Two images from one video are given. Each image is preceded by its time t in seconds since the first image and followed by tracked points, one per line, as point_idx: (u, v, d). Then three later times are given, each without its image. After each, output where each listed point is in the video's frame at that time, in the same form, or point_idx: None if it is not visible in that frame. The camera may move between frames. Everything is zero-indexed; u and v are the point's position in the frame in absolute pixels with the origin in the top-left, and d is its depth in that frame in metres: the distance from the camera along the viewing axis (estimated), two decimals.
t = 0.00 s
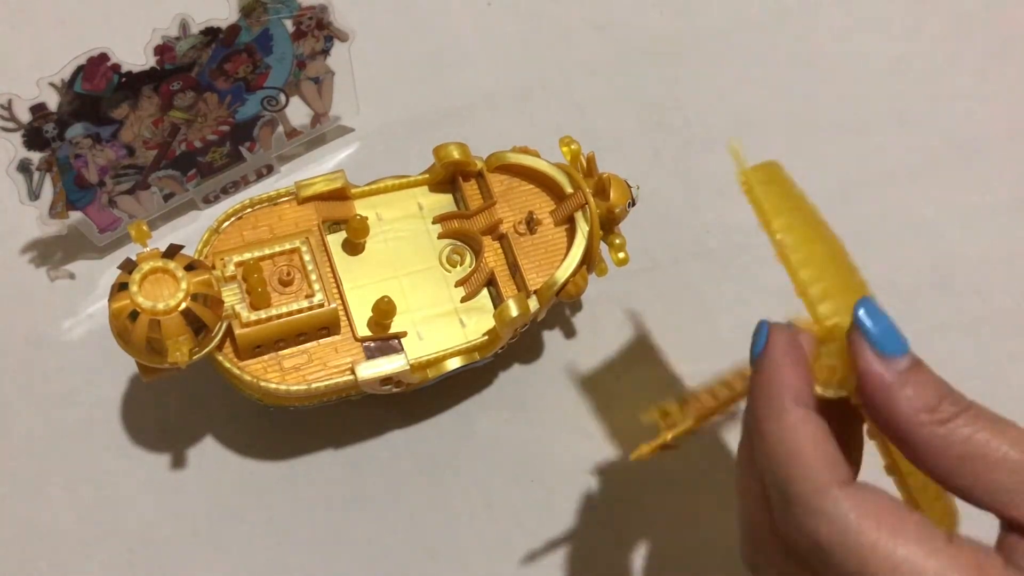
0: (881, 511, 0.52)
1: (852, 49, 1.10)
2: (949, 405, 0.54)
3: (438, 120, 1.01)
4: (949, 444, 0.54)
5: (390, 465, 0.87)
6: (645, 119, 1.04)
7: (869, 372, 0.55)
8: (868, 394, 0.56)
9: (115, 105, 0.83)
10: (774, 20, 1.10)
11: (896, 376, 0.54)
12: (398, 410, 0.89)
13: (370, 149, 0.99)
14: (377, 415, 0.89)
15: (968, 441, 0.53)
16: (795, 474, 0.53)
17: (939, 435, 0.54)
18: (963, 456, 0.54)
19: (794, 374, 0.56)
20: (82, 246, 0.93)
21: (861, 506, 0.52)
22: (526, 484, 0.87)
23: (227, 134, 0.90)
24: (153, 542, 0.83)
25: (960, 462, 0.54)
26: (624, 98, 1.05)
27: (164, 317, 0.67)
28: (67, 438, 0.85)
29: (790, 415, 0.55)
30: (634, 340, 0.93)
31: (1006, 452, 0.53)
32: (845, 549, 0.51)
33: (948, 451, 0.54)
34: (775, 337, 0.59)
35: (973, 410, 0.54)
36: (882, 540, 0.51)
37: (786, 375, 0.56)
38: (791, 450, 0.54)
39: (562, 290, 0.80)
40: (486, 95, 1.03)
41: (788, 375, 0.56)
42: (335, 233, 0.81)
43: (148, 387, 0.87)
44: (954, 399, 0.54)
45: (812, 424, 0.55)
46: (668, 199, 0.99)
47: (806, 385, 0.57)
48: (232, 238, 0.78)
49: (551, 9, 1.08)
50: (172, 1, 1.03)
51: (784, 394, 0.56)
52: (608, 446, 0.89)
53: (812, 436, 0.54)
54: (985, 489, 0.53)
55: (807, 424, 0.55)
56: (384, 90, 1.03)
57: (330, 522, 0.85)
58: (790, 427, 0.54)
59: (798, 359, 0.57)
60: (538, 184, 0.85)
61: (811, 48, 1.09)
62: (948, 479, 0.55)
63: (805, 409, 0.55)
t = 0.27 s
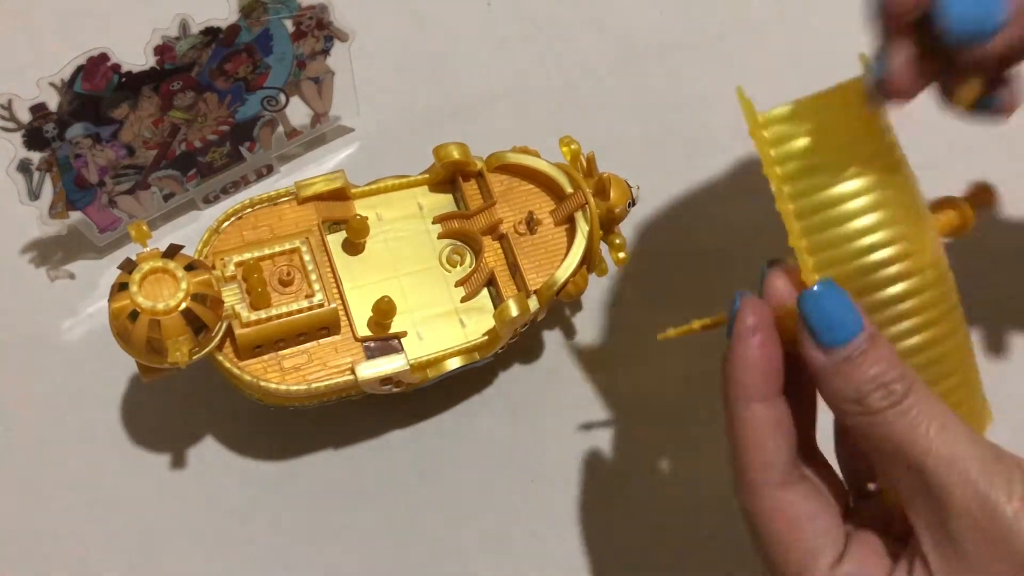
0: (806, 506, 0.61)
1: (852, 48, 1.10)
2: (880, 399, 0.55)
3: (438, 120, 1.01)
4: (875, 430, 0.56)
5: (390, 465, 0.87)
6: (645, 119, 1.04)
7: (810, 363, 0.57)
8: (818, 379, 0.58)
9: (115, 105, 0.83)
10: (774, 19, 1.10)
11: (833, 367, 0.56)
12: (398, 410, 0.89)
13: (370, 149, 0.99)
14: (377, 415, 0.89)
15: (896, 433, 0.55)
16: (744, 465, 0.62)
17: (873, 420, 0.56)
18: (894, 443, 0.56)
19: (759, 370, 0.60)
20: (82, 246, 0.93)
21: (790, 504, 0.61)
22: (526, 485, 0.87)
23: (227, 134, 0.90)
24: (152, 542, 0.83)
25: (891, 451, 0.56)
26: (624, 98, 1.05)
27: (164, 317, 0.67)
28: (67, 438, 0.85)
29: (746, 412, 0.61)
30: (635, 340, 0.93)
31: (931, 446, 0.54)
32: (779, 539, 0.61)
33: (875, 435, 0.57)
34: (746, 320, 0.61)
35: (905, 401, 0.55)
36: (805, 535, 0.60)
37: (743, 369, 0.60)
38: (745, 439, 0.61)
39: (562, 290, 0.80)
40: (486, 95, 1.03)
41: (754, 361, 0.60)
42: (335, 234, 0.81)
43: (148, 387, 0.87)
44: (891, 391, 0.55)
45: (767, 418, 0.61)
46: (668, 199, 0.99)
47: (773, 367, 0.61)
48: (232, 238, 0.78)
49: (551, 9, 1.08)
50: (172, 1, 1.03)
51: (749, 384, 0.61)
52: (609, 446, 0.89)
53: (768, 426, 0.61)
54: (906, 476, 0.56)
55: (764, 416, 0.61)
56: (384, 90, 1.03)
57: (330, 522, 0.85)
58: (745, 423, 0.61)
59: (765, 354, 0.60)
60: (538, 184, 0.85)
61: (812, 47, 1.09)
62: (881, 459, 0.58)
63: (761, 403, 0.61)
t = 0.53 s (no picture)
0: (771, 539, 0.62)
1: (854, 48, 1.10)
2: (849, 421, 0.56)
3: (439, 119, 1.01)
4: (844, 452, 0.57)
5: (390, 465, 0.87)
6: (646, 118, 1.04)
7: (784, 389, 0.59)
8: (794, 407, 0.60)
9: (115, 105, 0.83)
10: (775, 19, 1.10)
11: (804, 393, 0.58)
12: (398, 410, 0.89)
13: (370, 149, 0.99)
14: (377, 415, 0.88)
15: (865, 454, 0.55)
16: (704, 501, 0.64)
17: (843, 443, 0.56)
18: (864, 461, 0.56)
19: (704, 410, 0.65)
20: (82, 247, 0.93)
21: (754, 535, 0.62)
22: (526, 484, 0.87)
23: (227, 134, 0.90)
24: (152, 543, 0.82)
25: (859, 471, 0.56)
26: (625, 98, 1.05)
27: (164, 317, 0.67)
28: (67, 438, 0.85)
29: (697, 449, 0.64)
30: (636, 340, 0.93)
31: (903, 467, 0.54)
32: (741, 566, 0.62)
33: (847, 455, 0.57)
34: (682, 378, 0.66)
35: (877, 421, 0.55)
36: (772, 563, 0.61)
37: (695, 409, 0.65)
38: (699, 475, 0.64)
39: (562, 290, 0.80)
40: (486, 95, 1.03)
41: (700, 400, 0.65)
42: (335, 234, 0.81)
43: (148, 387, 0.87)
44: (863, 413, 0.55)
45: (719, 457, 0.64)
46: (669, 199, 0.99)
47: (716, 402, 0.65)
48: (232, 238, 0.78)
49: (551, 9, 1.08)
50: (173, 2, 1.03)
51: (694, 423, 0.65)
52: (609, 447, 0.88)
53: (716, 463, 0.64)
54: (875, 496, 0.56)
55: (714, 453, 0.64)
56: (384, 90, 1.03)
57: (331, 522, 0.85)
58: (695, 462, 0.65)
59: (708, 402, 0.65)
60: (538, 184, 0.84)
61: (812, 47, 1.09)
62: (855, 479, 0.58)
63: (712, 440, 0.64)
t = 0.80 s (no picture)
0: (843, 518, 0.57)
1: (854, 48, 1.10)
2: (925, 404, 0.57)
3: (438, 119, 1.01)
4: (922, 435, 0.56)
5: (390, 465, 0.87)
6: (645, 118, 1.04)
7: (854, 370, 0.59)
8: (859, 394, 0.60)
9: (115, 105, 0.83)
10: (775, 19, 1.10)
11: (879, 372, 0.58)
12: (398, 410, 0.89)
13: (370, 149, 0.99)
14: (377, 415, 0.88)
15: (942, 435, 0.55)
16: (776, 474, 0.59)
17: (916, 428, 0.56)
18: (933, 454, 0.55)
19: (773, 378, 0.61)
20: (82, 246, 0.93)
21: (829, 511, 0.58)
22: (525, 484, 0.87)
23: (227, 134, 0.90)
24: (152, 543, 0.83)
25: (932, 457, 0.56)
26: (625, 98, 1.05)
27: (164, 317, 0.67)
28: (67, 439, 0.85)
29: (769, 421, 0.60)
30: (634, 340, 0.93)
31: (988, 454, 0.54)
32: (805, 548, 0.58)
33: (920, 442, 0.56)
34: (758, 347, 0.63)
35: (952, 410, 0.56)
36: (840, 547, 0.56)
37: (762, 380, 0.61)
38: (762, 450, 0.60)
39: (562, 289, 0.80)
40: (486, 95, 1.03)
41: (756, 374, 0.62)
42: (335, 234, 0.81)
43: (148, 387, 0.87)
44: (935, 398, 0.57)
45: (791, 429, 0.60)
46: (668, 199, 0.99)
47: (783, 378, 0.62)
48: (232, 237, 0.78)
49: (551, 9, 1.08)
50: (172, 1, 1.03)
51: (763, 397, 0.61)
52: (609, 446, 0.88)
53: (792, 436, 0.60)
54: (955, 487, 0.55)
55: (785, 425, 0.60)
56: (383, 90, 1.03)
57: (330, 522, 0.85)
58: (768, 432, 0.60)
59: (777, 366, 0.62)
60: (538, 184, 0.84)
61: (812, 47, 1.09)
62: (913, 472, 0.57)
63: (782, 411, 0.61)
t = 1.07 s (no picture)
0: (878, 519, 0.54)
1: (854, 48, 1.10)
2: (949, 407, 0.55)
3: (438, 120, 1.01)
4: (949, 440, 0.54)
5: (391, 465, 0.87)
6: (645, 118, 1.04)
7: (877, 369, 0.58)
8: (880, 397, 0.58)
9: (115, 105, 0.83)
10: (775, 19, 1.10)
11: (900, 372, 0.56)
12: (398, 410, 0.89)
13: (370, 149, 0.99)
14: (377, 415, 0.88)
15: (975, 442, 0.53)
16: (808, 466, 0.56)
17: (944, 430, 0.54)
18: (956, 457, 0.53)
19: (816, 368, 0.58)
20: (82, 246, 0.93)
21: (863, 511, 0.54)
22: (525, 485, 0.87)
23: (227, 134, 0.90)
24: (152, 543, 0.83)
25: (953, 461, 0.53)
26: (624, 98, 1.05)
27: (164, 317, 0.67)
28: (67, 439, 0.85)
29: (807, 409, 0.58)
30: (635, 340, 0.93)
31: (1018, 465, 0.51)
32: (834, 548, 0.54)
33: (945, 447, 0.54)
34: (802, 331, 0.60)
35: (976, 415, 0.54)
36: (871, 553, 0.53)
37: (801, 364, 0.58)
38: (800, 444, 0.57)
39: (562, 289, 0.80)
40: (485, 95, 1.03)
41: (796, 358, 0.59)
42: (335, 234, 0.81)
43: (148, 387, 0.87)
44: (959, 403, 0.55)
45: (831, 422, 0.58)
46: (668, 199, 0.99)
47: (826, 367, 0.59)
48: (232, 237, 0.78)
49: (552, 9, 1.08)
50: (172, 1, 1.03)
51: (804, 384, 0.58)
52: (609, 447, 0.88)
53: (831, 430, 0.57)
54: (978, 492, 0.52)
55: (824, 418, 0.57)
56: (383, 90, 1.03)
57: (331, 522, 0.85)
58: (807, 422, 0.57)
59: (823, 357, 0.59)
60: (538, 184, 0.84)
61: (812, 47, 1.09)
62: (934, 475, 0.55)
63: (821, 404, 0.58)
